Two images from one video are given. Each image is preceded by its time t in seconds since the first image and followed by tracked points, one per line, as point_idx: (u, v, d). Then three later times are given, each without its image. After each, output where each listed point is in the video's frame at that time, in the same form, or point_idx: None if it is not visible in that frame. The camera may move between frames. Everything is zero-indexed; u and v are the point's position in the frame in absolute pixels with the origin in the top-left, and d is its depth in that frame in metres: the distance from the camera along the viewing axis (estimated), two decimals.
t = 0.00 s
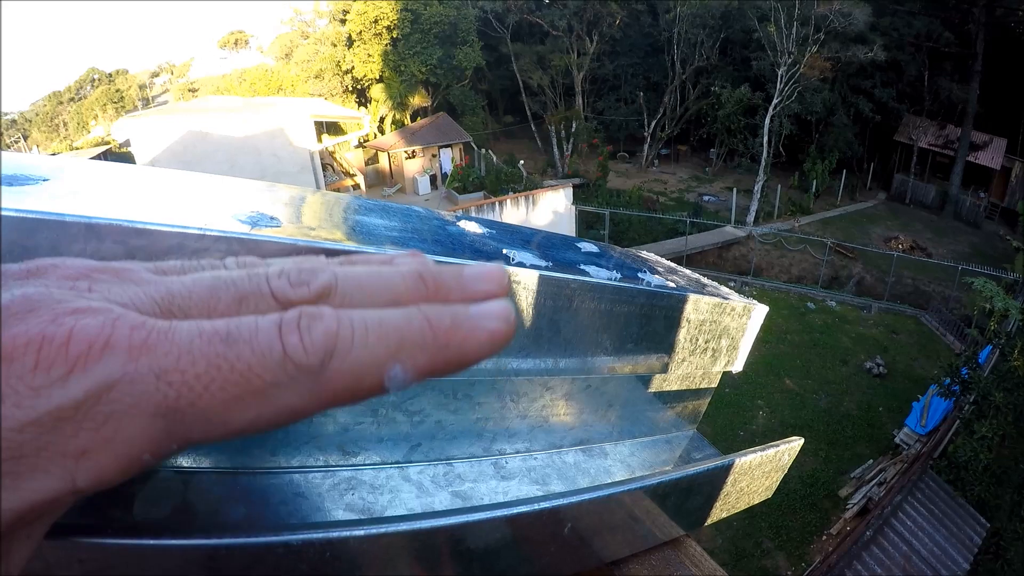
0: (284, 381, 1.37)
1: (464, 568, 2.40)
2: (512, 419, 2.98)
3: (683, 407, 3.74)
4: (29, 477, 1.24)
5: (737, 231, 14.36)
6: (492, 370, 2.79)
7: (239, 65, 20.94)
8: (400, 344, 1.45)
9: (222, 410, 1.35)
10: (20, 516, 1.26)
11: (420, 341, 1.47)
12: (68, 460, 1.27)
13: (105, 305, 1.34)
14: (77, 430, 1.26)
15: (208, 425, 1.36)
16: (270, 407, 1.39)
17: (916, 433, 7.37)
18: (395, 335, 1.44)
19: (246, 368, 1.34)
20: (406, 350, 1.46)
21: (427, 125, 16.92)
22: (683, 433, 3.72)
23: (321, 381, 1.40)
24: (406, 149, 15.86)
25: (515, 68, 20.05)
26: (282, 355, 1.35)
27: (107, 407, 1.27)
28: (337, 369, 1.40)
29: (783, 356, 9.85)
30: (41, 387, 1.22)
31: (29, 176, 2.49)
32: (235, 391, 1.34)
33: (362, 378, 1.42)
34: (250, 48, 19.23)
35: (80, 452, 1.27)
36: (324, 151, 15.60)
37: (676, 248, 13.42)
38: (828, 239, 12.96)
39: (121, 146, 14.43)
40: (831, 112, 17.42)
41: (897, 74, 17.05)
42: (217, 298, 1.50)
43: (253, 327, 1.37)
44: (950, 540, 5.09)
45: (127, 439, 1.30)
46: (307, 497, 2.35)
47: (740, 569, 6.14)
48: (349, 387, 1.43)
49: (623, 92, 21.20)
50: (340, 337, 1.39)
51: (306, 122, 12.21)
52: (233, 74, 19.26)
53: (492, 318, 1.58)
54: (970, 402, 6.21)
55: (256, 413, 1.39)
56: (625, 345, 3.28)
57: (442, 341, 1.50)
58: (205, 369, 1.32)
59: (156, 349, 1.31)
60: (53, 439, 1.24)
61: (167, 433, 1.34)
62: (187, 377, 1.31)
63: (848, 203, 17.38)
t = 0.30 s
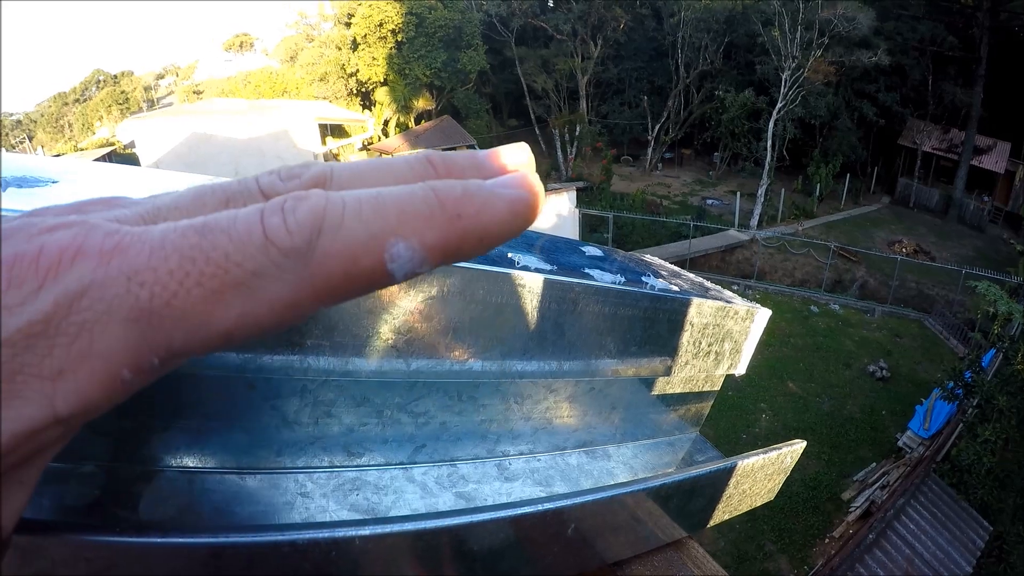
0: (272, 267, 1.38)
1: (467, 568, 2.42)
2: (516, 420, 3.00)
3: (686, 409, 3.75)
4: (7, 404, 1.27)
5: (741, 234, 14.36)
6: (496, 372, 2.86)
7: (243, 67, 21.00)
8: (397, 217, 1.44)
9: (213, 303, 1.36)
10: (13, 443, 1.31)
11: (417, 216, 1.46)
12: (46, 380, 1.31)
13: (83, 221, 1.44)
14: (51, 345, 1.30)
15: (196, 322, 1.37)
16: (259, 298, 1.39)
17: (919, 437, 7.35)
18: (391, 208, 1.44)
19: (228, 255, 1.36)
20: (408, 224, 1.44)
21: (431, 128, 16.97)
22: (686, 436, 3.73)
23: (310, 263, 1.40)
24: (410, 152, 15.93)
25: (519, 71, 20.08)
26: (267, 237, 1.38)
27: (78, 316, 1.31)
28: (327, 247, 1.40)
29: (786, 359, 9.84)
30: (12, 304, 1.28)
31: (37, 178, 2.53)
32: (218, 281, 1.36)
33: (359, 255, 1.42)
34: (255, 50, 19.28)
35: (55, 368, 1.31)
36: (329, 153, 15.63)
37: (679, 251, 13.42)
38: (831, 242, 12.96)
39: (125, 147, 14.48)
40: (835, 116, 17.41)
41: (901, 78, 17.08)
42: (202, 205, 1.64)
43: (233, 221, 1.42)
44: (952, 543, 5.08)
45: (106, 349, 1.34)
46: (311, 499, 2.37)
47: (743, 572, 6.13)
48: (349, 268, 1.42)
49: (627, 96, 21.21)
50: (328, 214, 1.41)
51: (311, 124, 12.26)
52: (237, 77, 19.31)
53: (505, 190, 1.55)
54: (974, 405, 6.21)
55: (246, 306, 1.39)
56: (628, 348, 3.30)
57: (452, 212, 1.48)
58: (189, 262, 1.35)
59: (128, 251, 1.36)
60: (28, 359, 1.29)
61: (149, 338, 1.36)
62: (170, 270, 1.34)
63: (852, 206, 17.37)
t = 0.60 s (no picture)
0: (275, 288, 1.32)
1: (467, 568, 2.42)
2: (516, 420, 3.00)
3: (686, 409, 3.75)
4: (19, 413, 1.22)
5: (741, 234, 14.37)
6: (495, 372, 2.86)
7: (244, 67, 20.99)
8: (401, 243, 1.38)
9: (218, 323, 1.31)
10: (20, 454, 1.25)
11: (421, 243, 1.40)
12: (59, 391, 1.25)
13: (93, 234, 1.35)
14: (65, 357, 1.24)
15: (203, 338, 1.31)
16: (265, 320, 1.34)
17: (920, 436, 7.36)
18: (399, 235, 1.38)
19: (234, 275, 1.30)
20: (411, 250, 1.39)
21: (431, 128, 16.98)
22: (686, 436, 3.73)
23: (315, 285, 1.35)
24: (410, 152, 15.95)
25: (519, 72, 20.06)
26: (271, 260, 1.32)
27: (92, 330, 1.24)
28: (331, 271, 1.34)
29: (787, 359, 9.85)
30: (26, 315, 1.21)
31: (38, 179, 2.53)
32: (224, 301, 1.30)
33: (364, 280, 1.36)
34: (255, 50, 19.28)
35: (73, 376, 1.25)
36: (328, 153, 15.62)
37: (680, 251, 13.43)
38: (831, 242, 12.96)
39: (124, 147, 14.47)
40: (835, 115, 17.41)
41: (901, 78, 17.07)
42: (211, 222, 1.61)
43: (244, 241, 1.36)
44: (953, 542, 5.07)
45: (119, 362, 1.27)
46: (312, 499, 2.37)
47: (744, 572, 6.13)
48: (351, 292, 1.37)
49: (627, 96, 21.19)
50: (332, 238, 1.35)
51: (311, 125, 12.28)
52: (237, 77, 19.29)
53: (509, 220, 1.49)
54: (975, 404, 6.22)
55: (257, 327, 1.34)
56: (628, 348, 3.30)
57: (454, 242, 1.42)
58: (195, 278, 1.29)
59: (141, 267, 1.28)
60: (41, 370, 1.23)
61: (159, 354, 1.30)
62: (173, 290, 1.28)
63: (852, 206, 17.36)
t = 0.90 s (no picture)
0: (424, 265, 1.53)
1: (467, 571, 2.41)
2: (515, 424, 3.06)
3: (684, 412, 3.77)
4: (367, 367, 1.46)
5: (741, 235, 14.38)
6: (494, 376, 2.97)
7: (244, 71, 21.04)
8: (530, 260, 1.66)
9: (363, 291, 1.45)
10: (355, 408, 1.48)
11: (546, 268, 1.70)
12: (402, 348, 1.49)
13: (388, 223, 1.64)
14: (411, 316, 1.49)
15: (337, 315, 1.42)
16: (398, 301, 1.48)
17: (921, 436, 7.38)
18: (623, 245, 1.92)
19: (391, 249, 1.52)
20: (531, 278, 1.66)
21: (431, 130, 17.00)
22: (685, 438, 3.73)
23: (450, 276, 1.53)
24: (410, 154, 15.98)
25: (519, 73, 20.06)
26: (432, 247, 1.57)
27: (434, 293, 1.51)
28: (472, 261, 1.57)
29: (788, 360, 9.85)
30: (377, 281, 1.47)
31: (39, 187, 2.55)
32: (377, 272, 1.48)
33: (490, 286, 1.58)
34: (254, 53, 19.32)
35: (186, 353, 1.29)
36: (328, 156, 15.64)
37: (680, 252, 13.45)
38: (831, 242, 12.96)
39: (125, 151, 14.52)
40: (834, 115, 17.41)
41: (900, 78, 17.07)
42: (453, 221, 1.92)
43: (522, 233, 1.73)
44: (954, 542, 5.08)
45: (453, 324, 1.54)
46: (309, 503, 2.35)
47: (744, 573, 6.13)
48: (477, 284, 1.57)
49: (627, 97, 21.11)
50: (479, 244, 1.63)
51: (311, 128, 12.31)
52: (236, 80, 19.31)
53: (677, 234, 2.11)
54: (975, 404, 6.23)
55: (545, 301, 1.69)
56: (625, 351, 3.31)
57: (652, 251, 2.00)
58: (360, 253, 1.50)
59: (459, 247, 1.59)
60: (388, 329, 1.47)
61: (476, 320, 1.59)
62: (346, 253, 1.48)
63: (852, 206, 17.37)
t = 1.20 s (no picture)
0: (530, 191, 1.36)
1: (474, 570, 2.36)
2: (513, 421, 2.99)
3: (685, 409, 3.73)
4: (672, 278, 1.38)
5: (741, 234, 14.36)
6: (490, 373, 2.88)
7: (243, 71, 21.08)
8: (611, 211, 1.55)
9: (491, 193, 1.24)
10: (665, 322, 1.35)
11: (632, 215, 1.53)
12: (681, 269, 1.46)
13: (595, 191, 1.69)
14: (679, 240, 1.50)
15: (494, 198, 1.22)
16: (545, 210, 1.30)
17: (922, 435, 7.39)
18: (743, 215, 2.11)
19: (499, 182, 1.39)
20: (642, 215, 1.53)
21: (430, 130, 16.98)
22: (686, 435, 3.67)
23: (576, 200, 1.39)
24: (409, 154, 15.97)
25: (518, 73, 20.02)
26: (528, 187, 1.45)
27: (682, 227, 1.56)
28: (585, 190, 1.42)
29: (788, 358, 9.84)
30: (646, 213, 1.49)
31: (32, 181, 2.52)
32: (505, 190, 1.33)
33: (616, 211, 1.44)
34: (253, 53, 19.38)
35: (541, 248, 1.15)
36: (328, 156, 15.62)
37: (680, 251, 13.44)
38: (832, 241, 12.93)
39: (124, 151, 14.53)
40: (834, 115, 17.39)
41: (900, 76, 17.04)
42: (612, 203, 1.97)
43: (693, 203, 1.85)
44: (954, 541, 5.05)
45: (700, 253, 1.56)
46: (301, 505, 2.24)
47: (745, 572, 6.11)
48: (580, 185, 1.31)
49: (626, 96, 20.95)
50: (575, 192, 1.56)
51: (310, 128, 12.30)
52: (236, 80, 19.31)
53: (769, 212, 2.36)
54: (977, 403, 6.18)
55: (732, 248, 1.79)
56: (626, 348, 3.28)
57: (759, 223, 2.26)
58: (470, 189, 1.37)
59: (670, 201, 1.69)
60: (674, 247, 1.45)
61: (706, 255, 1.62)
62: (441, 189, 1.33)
63: (851, 205, 17.35)
